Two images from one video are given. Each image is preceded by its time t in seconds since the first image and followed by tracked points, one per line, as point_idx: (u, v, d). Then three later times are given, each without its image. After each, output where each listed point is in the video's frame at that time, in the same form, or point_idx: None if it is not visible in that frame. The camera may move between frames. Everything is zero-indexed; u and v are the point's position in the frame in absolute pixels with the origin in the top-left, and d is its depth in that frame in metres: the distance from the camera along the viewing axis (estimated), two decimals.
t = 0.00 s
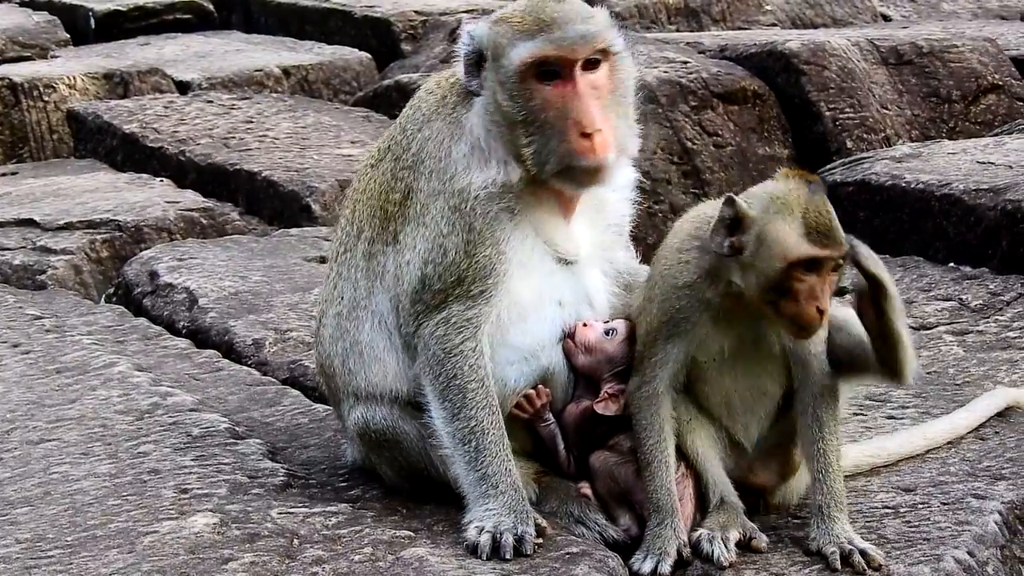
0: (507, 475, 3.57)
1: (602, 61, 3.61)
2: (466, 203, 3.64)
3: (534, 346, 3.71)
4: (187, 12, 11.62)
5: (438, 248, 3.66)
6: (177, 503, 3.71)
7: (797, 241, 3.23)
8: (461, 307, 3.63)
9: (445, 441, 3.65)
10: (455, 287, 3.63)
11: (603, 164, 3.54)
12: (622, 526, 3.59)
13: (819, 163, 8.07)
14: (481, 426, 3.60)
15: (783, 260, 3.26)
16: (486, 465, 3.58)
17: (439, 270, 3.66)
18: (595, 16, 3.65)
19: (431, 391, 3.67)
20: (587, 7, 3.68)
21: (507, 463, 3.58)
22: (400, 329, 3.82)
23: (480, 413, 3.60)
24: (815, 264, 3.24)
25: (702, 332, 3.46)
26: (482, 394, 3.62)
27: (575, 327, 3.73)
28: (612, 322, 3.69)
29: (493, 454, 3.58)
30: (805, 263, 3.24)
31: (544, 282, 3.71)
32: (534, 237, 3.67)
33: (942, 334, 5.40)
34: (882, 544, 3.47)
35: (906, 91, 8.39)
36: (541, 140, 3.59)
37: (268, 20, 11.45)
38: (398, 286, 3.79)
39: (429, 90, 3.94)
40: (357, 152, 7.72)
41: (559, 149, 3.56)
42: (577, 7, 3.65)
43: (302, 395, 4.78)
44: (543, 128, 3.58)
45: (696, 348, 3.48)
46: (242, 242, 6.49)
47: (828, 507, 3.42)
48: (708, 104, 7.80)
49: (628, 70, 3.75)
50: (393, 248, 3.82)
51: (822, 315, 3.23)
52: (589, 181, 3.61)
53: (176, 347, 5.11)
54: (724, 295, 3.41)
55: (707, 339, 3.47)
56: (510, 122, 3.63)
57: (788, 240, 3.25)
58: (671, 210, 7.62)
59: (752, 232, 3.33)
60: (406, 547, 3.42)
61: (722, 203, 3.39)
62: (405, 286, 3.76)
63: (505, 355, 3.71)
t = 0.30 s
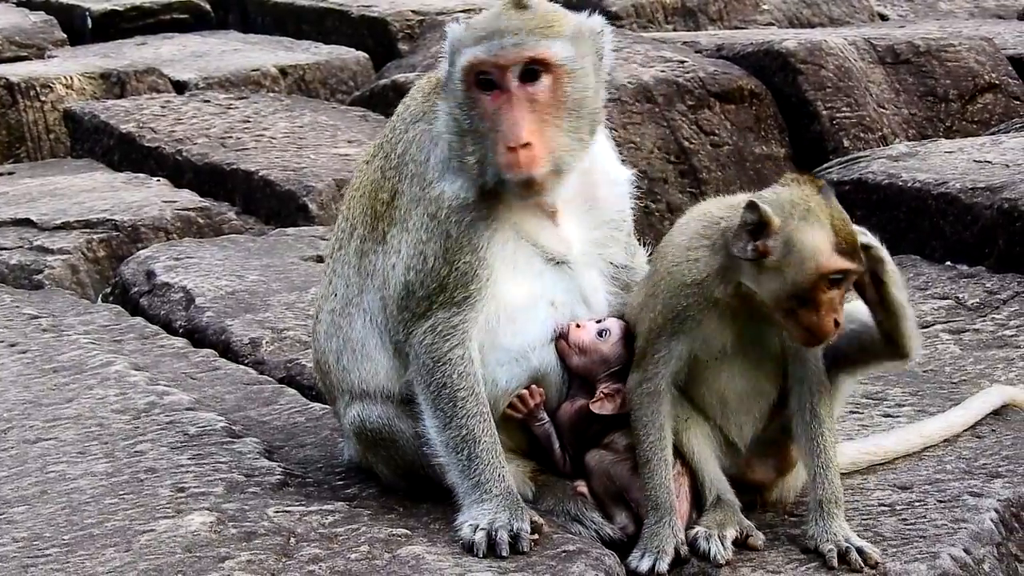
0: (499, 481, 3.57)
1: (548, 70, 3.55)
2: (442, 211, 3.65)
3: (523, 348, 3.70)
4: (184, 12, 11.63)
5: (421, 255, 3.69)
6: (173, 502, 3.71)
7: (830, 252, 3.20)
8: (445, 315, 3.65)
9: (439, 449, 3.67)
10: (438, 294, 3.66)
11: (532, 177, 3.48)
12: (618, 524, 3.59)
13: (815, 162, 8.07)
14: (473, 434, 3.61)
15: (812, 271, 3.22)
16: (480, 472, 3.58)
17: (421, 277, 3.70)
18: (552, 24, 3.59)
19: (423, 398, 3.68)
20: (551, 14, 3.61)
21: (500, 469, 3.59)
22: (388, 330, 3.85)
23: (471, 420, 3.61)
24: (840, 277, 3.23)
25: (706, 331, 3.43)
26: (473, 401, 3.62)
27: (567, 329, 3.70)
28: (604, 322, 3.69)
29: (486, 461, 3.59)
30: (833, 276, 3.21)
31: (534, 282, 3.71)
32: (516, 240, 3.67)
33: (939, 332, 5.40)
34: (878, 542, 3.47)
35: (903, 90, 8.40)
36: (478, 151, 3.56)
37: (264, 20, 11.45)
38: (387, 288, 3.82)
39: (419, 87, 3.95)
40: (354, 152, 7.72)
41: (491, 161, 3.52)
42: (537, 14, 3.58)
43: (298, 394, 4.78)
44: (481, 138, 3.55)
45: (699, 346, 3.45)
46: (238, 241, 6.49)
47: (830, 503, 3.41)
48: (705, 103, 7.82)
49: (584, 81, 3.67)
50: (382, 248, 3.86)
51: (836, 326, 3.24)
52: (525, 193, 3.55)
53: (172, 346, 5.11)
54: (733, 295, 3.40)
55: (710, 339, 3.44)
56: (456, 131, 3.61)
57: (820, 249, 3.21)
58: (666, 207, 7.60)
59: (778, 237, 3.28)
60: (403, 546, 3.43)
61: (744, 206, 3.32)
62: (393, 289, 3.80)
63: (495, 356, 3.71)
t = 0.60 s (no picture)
0: (495, 481, 3.57)
1: (483, 70, 3.62)
2: (417, 215, 3.69)
3: (514, 346, 3.69)
4: (181, 11, 11.63)
5: (404, 256, 3.71)
6: (171, 500, 3.71)
7: (842, 269, 3.22)
8: (430, 317, 3.66)
9: (435, 452, 3.67)
10: (421, 296, 3.68)
11: (455, 174, 3.52)
12: (616, 521, 3.60)
13: (812, 160, 8.08)
14: (467, 435, 3.61)
15: (822, 284, 3.24)
16: (476, 473, 3.59)
17: (404, 279, 3.72)
18: (499, 25, 3.68)
19: (417, 401, 3.68)
20: (503, 16, 3.70)
21: (496, 468, 3.59)
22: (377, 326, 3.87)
23: (463, 421, 3.61)
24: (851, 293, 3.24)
25: (714, 325, 3.43)
26: (464, 402, 3.62)
27: (563, 329, 3.69)
28: (598, 321, 3.68)
29: (482, 461, 3.60)
30: (842, 294, 3.23)
31: (525, 279, 3.71)
32: (495, 238, 3.67)
33: (936, 328, 5.40)
34: (875, 539, 3.47)
35: (900, 88, 8.40)
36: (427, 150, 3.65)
37: (261, 19, 11.44)
38: (377, 286, 3.85)
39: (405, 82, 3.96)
40: (351, 151, 7.72)
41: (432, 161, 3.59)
42: (487, 16, 3.68)
43: (296, 393, 4.78)
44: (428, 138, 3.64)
45: (705, 340, 3.45)
46: (236, 240, 6.49)
47: (831, 498, 3.41)
48: (703, 101, 7.85)
49: (525, 83, 3.72)
50: (372, 245, 3.89)
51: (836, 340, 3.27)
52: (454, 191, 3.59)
53: (170, 345, 5.11)
54: (742, 292, 3.40)
55: (716, 334, 3.44)
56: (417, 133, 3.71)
57: (833, 264, 3.22)
58: (664, 205, 7.60)
59: (795, 244, 3.28)
60: (400, 543, 3.43)
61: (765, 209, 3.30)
62: (382, 287, 3.82)
63: (485, 354, 3.69)
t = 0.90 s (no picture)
0: (490, 480, 3.58)
1: (453, 70, 3.65)
2: (405, 217, 3.73)
3: (507, 345, 3.69)
4: (177, 10, 11.62)
5: (395, 256, 3.74)
6: (167, 498, 3.72)
7: (853, 240, 3.23)
8: (421, 318, 3.67)
9: (431, 450, 3.67)
10: (411, 297, 3.69)
11: (424, 174, 3.56)
12: (613, 519, 3.61)
13: (808, 157, 8.08)
14: (461, 434, 3.61)
15: (836, 258, 3.24)
16: (471, 471, 3.59)
17: (394, 279, 3.75)
18: (474, 25, 3.72)
19: (412, 400, 3.69)
20: (480, 17, 3.75)
21: (491, 467, 3.60)
22: (372, 325, 3.90)
23: (457, 421, 3.61)
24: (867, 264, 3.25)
25: (725, 321, 3.41)
26: (458, 402, 3.62)
27: (559, 330, 3.68)
28: (593, 321, 3.67)
29: (477, 459, 3.60)
30: (860, 263, 3.23)
31: (518, 277, 3.71)
32: (485, 239, 3.67)
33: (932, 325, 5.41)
34: (872, 535, 3.47)
35: (896, 85, 8.40)
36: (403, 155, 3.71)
37: (256, 18, 11.44)
38: (371, 285, 3.87)
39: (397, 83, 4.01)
40: (347, 149, 7.72)
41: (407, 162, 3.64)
42: (466, 16, 3.73)
43: (292, 391, 4.78)
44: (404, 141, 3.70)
45: (713, 335, 3.44)
46: (232, 239, 6.49)
47: (830, 496, 3.40)
48: (698, 99, 7.87)
49: (497, 83, 3.71)
50: (368, 242, 3.92)
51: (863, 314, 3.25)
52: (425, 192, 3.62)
53: (166, 344, 5.11)
54: (756, 288, 3.38)
55: (725, 329, 3.43)
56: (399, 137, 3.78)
57: (842, 237, 3.24)
58: (659, 203, 7.61)
59: (799, 228, 3.30)
60: (397, 541, 3.43)
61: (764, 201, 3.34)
62: (376, 286, 3.84)
63: (478, 353, 3.69)
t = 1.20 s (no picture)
0: (490, 480, 3.58)
1: (433, 72, 3.76)
2: (399, 219, 3.76)
3: (504, 345, 3.70)
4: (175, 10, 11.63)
5: (391, 258, 3.76)
6: (167, 499, 3.72)
7: (856, 234, 3.26)
8: (417, 319, 3.69)
9: (431, 451, 3.68)
10: (407, 298, 3.71)
11: (403, 172, 3.63)
12: (612, 518, 3.62)
13: (807, 155, 8.09)
14: (459, 433, 3.62)
15: (839, 250, 3.27)
16: (471, 471, 3.60)
17: (390, 280, 3.77)
18: (457, 28, 3.82)
19: (411, 400, 3.70)
20: (464, 19, 3.85)
21: (490, 467, 3.60)
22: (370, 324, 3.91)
23: (455, 421, 3.62)
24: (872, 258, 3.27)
25: (725, 317, 3.43)
26: (456, 402, 3.63)
27: (556, 330, 3.68)
28: (590, 321, 3.67)
29: (476, 459, 3.61)
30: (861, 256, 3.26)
31: (515, 276, 3.72)
32: (479, 240, 3.68)
33: (930, 323, 5.42)
34: (871, 534, 3.48)
35: (894, 83, 8.41)
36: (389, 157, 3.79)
37: (254, 17, 11.44)
38: (369, 285, 3.89)
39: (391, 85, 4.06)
40: (346, 148, 7.72)
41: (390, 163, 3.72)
42: (451, 18, 3.84)
43: (292, 391, 4.79)
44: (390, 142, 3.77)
45: (710, 331, 3.45)
46: (231, 239, 6.49)
47: (831, 493, 3.40)
48: (696, 97, 7.87)
49: (476, 86, 3.80)
50: (366, 241, 3.95)
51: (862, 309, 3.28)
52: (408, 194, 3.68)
53: (166, 344, 5.12)
54: (759, 285, 3.41)
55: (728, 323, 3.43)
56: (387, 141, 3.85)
57: (844, 230, 3.27)
58: (658, 201, 7.61)
59: (804, 220, 3.34)
60: (397, 541, 3.44)
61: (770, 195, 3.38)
62: (373, 286, 3.86)
63: (475, 353, 3.70)
